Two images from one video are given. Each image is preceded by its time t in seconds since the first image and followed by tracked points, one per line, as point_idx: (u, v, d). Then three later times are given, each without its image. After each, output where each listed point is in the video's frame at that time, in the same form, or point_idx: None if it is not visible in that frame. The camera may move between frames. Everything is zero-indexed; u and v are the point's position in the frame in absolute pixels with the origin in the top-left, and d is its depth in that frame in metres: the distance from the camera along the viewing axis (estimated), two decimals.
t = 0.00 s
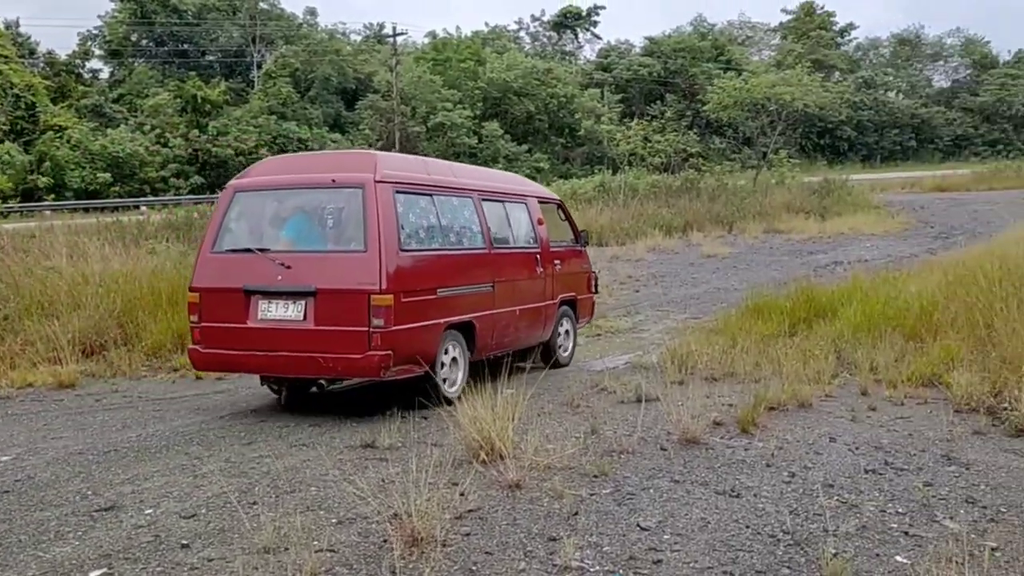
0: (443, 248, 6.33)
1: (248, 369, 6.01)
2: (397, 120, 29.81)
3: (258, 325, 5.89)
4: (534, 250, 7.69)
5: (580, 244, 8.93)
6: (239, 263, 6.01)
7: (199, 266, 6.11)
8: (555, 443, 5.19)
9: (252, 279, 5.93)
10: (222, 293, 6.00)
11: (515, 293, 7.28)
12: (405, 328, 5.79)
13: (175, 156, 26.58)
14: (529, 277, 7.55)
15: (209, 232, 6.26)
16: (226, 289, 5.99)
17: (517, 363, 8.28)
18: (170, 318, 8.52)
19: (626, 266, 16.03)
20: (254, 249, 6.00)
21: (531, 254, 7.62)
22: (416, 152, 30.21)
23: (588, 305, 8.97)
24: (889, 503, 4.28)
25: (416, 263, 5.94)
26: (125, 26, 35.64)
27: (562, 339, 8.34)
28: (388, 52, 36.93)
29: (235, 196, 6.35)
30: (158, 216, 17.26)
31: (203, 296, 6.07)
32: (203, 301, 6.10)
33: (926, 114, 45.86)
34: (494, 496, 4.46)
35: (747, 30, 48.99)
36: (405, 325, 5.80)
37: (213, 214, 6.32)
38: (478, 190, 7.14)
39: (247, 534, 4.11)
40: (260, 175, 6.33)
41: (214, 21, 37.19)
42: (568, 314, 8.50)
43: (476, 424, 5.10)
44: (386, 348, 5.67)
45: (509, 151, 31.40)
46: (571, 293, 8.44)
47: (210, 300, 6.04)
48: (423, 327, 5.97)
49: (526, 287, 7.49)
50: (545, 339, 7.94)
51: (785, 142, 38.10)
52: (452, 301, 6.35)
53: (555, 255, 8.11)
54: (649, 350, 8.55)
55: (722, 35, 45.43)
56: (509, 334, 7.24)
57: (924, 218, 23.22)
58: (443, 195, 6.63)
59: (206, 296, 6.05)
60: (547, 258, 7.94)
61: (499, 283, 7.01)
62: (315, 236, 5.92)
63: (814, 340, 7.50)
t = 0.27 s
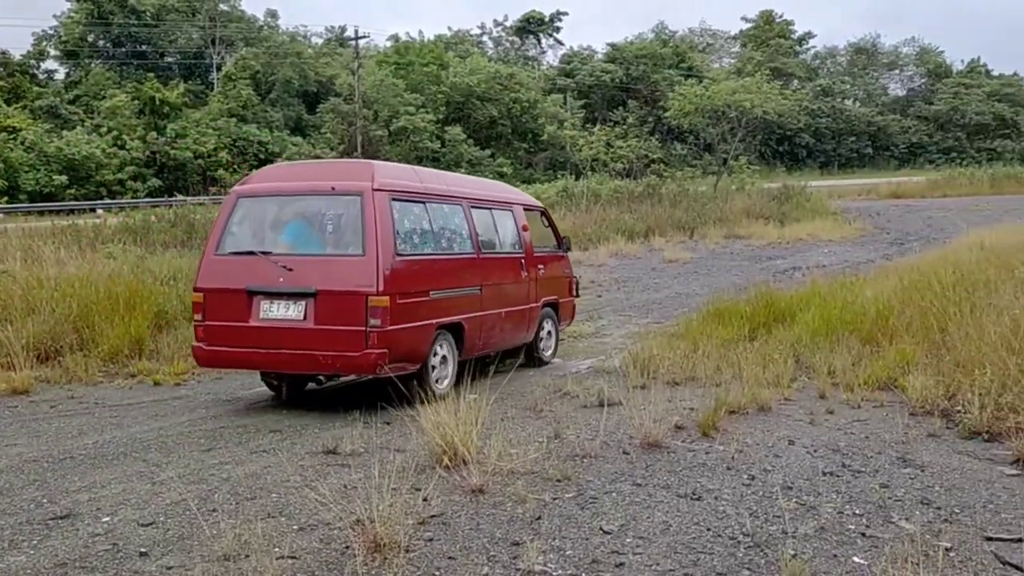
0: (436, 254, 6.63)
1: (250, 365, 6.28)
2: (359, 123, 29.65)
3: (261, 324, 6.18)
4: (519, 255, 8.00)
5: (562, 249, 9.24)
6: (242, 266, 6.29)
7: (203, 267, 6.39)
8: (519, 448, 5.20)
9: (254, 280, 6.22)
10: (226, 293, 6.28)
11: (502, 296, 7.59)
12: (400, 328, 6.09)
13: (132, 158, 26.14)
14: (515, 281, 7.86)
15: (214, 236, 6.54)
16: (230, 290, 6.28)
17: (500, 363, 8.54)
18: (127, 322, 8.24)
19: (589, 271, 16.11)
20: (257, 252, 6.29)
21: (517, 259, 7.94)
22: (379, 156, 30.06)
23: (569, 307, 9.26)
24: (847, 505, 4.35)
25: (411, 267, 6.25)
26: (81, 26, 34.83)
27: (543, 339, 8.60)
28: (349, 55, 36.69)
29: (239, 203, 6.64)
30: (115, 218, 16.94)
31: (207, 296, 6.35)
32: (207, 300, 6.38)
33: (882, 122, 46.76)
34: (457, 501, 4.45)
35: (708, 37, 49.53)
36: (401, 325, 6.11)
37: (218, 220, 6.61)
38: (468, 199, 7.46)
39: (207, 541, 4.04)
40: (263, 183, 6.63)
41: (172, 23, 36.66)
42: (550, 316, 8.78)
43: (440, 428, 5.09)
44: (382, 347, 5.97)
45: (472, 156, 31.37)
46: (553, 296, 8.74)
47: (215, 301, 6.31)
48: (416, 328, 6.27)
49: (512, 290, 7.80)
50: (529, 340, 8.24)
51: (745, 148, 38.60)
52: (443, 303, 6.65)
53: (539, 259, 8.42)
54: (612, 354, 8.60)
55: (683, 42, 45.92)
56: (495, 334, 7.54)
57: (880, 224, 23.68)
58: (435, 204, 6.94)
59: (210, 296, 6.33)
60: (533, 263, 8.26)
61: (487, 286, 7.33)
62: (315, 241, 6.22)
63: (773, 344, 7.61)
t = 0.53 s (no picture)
0: (432, 254, 6.86)
1: (258, 361, 6.51)
2: (330, 125, 29.50)
3: (269, 322, 6.41)
4: (512, 254, 8.23)
5: (551, 249, 9.46)
6: (250, 267, 6.51)
7: (212, 269, 6.60)
8: (492, 450, 5.19)
9: (262, 280, 6.45)
10: (235, 293, 6.50)
11: (495, 293, 7.83)
12: (400, 324, 6.32)
13: (100, 161, 25.85)
14: (508, 279, 8.10)
15: (222, 239, 6.77)
16: (239, 290, 6.50)
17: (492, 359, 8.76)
18: (96, 326, 8.12)
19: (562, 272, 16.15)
20: (264, 254, 6.51)
21: (509, 259, 8.16)
22: (351, 158, 29.93)
23: (559, 305, 9.48)
24: (816, 502, 4.40)
25: (409, 267, 6.48)
26: (47, 26, 34.07)
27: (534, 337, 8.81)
28: (320, 57, 36.47)
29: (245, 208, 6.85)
30: (82, 221, 16.70)
31: (217, 296, 6.57)
32: (217, 300, 6.61)
33: (850, 125, 47.40)
34: (430, 503, 4.44)
35: (679, 40, 49.80)
36: (401, 321, 6.34)
37: (225, 224, 6.82)
38: (461, 202, 7.68)
39: (176, 546, 3.99)
40: (268, 188, 6.84)
41: (140, 23, 36.25)
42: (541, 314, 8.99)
43: (413, 430, 5.08)
44: (384, 342, 6.20)
45: (444, 157, 31.32)
46: (543, 294, 8.96)
47: (224, 301, 6.54)
48: (414, 325, 6.51)
49: (505, 288, 8.02)
50: (521, 336, 8.47)
51: (716, 150, 38.93)
52: (440, 300, 6.89)
53: (529, 259, 8.65)
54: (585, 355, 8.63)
55: (654, 44, 46.20)
56: (490, 330, 7.78)
57: (848, 225, 24.00)
58: (431, 206, 7.15)
59: (220, 296, 6.55)
60: (524, 263, 8.48)
61: (481, 284, 7.57)
62: (319, 243, 6.44)
63: (744, 345, 7.68)
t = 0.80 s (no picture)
0: (436, 255, 7.17)
1: (272, 357, 6.80)
2: (309, 126, 29.36)
3: (283, 321, 6.70)
4: (511, 253, 8.54)
5: (548, 246, 9.71)
6: (264, 268, 6.79)
7: (228, 270, 6.88)
8: (474, 450, 5.19)
9: (276, 281, 6.73)
10: (250, 292, 6.78)
11: (495, 291, 8.14)
12: (408, 322, 6.64)
13: (77, 163, 25.66)
14: (508, 277, 8.41)
15: (236, 241, 7.04)
16: (254, 289, 6.78)
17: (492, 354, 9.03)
18: (74, 329, 8.04)
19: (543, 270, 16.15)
20: (277, 255, 6.80)
21: (509, 258, 8.47)
22: (330, 159, 29.80)
23: (556, 299, 9.73)
24: (797, 499, 4.44)
25: (415, 268, 6.79)
26: (22, 27, 33.68)
27: (532, 332, 9.06)
28: (299, 57, 36.28)
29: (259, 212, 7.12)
30: (59, 224, 16.53)
31: (232, 296, 6.85)
32: (232, 299, 6.88)
33: (827, 124, 47.77)
34: (413, 504, 4.43)
35: (658, 40, 49.90)
36: (408, 319, 6.66)
37: (239, 227, 7.09)
38: (463, 204, 7.98)
39: (158, 550, 3.96)
40: (281, 193, 7.12)
41: (117, 24, 35.94)
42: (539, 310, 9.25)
43: (396, 431, 5.07)
44: (393, 339, 6.52)
45: (425, 158, 31.25)
46: (540, 290, 9.23)
47: (240, 300, 6.82)
48: (421, 322, 6.83)
49: (504, 286, 8.34)
50: (520, 331, 8.77)
51: (696, 150, 39.13)
52: (445, 299, 7.20)
53: (528, 257, 8.95)
54: (566, 355, 8.65)
55: (633, 44, 46.35)
56: (491, 325, 8.09)
57: (826, 223, 24.18)
58: (436, 209, 7.46)
59: (236, 296, 6.83)
60: (523, 261, 8.78)
61: (482, 283, 7.89)
62: (331, 245, 6.74)
63: (724, 343, 7.72)
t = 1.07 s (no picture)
0: (448, 256, 7.40)
1: (291, 354, 7.02)
2: (297, 127, 29.26)
3: (303, 319, 6.92)
4: (518, 253, 8.77)
5: (554, 242, 9.93)
6: (285, 269, 7.01)
7: (249, 269, 7.08)
8: (465, 451, 5.19)
9: (296, 281, 6.95)
10: (270, 292, 7.00)
11: (503, 289, 8.38)
12: (421, 321, 6.87)
13: (64, 165, 25.55)
14: (514, 276, 8.64)
15: (257, 242, 7.25)
16: (276, 289, 7.00)
17: (499, 349, 9.29)
18: (62, 332, 8.00)
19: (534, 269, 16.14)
20: (297, 256, 7.01)
21: (516, 257, 8.70)
22: (319, 160, 29.68)
23: (560, 294, 9.96)
24: (787, 496, 4.46)
25: (428, 269, 7.02)
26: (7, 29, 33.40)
27: (537, 327, 9.31)
28: (286, 58, 36.19)
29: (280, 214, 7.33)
30: (46, 227, 16.45)
31: (254, 295, 7.07)
32: (253, 298, 7.10)
33: (815, 123, 48.01)
34: (404, 505, 4.43)
35: (646, 40, 49.92)
36: (422, 319, 6.89)
37: (261, 229, 7.30)
38: (473, 206, 8.21)
39: (149, 554, 3.95)
40: (301, 196, 7.33)
41: (103, 26, 35.77)
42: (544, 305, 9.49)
43: (386, 432, 5.06)
44: (407, 338, 6.75)
45: (414, 158, 31.19)
46: (545, 287, 9.46)
47: (262, 299, 7.03)
48: (433, 321, 7.05)
49: (512, 284, 8.58)
50: (526, 327, 9.02)
51: (684, 149, 39.23)
52: (455, 298, 7.44)
53: (534, 255, 9.18)
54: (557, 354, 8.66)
55: (621, 44, 46.43)
56: (498, 322, 8.34)
57: (815, 222, 24.29)
58: (447, 211, 7.69)
59: (257, 295, 7.05)
60: (529, 259, 9.02)
61: (491, 281, 8.13)
62: (349, 247, 6.95)
63: (713, 342, 7.73)
